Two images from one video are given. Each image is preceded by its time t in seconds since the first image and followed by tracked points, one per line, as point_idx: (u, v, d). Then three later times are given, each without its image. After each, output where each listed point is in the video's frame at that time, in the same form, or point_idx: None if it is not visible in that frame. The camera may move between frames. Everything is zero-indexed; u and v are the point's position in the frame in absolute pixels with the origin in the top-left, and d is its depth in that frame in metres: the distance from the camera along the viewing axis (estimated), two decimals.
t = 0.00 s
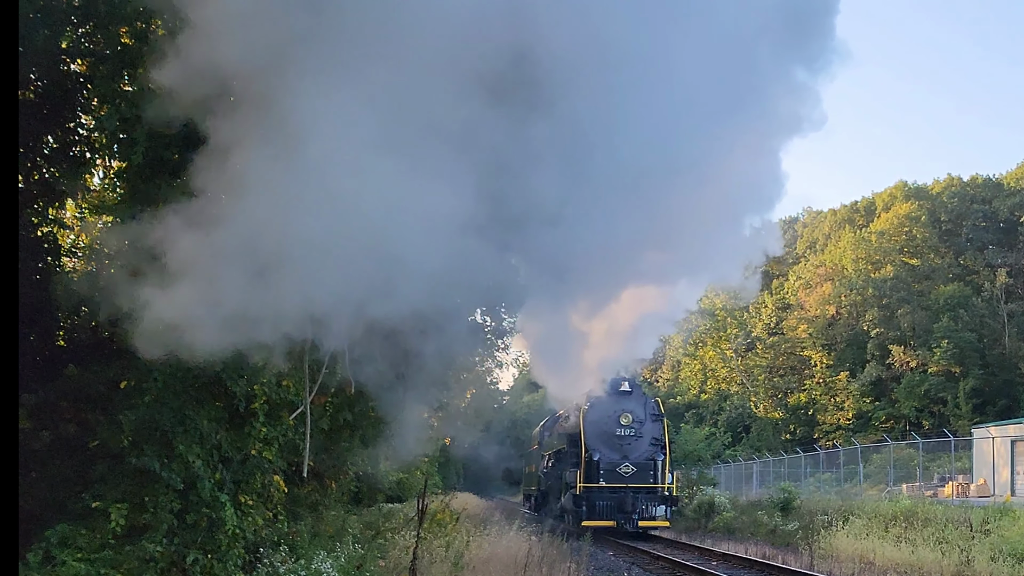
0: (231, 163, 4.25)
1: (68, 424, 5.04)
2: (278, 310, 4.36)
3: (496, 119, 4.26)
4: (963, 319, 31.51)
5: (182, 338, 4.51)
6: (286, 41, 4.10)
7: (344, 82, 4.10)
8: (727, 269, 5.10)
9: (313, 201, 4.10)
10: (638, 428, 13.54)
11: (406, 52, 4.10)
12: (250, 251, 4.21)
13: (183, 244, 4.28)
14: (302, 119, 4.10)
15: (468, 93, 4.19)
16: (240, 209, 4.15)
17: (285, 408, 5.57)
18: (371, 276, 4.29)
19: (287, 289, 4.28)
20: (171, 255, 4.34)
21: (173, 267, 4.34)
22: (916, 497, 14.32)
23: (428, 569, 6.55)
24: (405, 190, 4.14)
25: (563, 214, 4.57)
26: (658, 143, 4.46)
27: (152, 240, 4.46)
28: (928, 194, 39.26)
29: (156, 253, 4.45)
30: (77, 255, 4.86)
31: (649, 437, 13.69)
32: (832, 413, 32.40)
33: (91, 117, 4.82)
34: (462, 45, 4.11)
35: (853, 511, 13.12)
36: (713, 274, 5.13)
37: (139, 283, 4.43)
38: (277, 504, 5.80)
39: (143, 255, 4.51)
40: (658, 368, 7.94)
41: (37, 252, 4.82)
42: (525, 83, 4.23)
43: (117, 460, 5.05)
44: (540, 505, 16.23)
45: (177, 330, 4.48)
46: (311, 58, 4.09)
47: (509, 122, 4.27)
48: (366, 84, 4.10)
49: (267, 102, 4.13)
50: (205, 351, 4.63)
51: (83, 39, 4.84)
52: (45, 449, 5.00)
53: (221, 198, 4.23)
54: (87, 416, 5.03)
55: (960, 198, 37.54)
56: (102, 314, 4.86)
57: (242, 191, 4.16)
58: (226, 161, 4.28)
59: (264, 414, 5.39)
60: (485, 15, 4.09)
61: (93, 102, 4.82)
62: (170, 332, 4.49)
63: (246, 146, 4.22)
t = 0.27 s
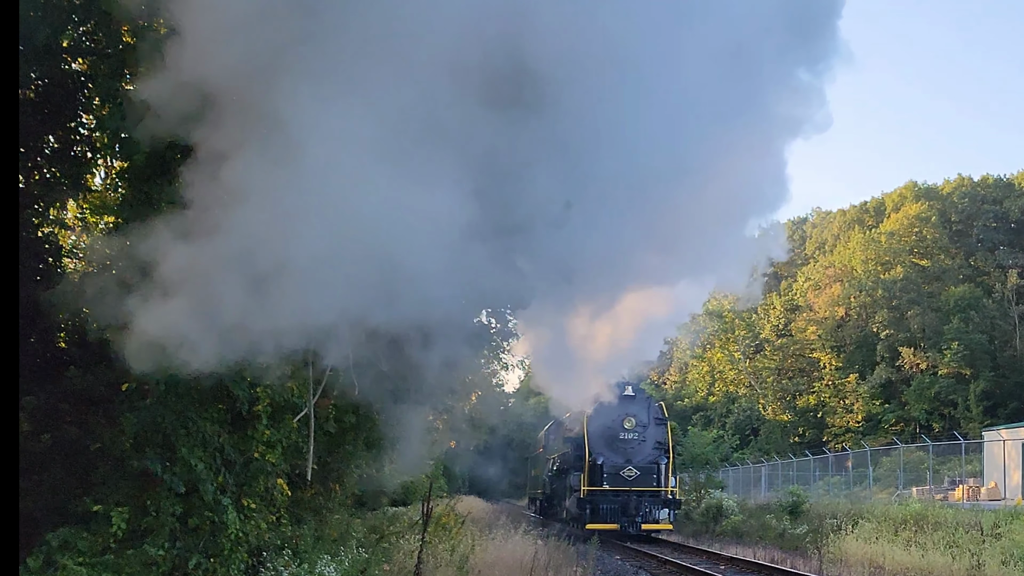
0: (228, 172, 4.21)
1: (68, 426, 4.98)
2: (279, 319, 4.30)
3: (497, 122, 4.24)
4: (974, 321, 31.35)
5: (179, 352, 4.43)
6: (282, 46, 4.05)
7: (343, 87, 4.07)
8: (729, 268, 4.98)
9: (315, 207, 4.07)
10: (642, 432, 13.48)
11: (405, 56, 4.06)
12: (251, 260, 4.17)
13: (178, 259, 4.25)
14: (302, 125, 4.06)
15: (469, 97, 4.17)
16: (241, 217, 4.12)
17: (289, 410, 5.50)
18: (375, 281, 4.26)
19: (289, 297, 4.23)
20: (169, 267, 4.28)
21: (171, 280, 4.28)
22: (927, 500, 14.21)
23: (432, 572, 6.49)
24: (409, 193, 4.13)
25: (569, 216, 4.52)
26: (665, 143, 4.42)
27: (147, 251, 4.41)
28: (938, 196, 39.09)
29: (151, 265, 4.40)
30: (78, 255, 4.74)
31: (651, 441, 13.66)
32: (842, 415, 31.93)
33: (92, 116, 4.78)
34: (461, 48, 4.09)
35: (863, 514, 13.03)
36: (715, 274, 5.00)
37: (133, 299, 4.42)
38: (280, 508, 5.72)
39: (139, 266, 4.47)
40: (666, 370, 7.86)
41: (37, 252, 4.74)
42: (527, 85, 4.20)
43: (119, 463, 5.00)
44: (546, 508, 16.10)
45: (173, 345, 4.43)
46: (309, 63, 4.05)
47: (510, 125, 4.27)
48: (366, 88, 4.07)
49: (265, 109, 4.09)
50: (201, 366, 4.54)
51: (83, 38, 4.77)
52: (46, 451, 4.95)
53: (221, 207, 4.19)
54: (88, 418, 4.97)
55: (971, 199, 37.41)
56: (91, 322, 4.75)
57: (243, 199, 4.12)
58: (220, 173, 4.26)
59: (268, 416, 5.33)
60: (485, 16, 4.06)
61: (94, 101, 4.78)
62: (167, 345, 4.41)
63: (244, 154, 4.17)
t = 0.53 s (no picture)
0: (226, 176, 4.13)
1: (69, 429, 4.90)
2: (281, 326, 4.26)
3: (502, 124, 4.20)
4: (985, 322, 30.85)
5: (181, 359, 4.39)
6: (282, 48, 4.00)
7: (345, 89, 4.03)
8: (732, 270, 4.92)
9: (318, 210, 4.02)
10: (646, 436, 13.34)
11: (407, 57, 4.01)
12: (255, 266, 4.12)
13: (175, 268, 4.21)
14: (301, 129, 4.01)
15: (473, 99, 4.14)
16: (243, 222, 4.07)
17: (293, 413, 5.45)
18: (379, 285, 4.22)
19: (293, 302, 4.20)
20: (168, 273, 4.22)
21: (172, 287, 4.22)
22: (937, 503, 14.05)
23: None
24: (411, 197, 4.09)
25: (575, 218, 4.49)
26: (671, 144, 4.37)
27: (144, 259, 4.32)
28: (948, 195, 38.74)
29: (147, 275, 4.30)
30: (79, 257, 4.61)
31: (656, 444, 13.54)
32: (851, 418, 31.83)
33: (93, 115, 4.71)
34: (465, 50, 4.06)
35: (873, 518, 12.90)
36: (719, 277, 4.96)
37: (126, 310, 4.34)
38: (283, 512, 5.65)
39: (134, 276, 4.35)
40: (675, 370, 7.78)
41: (36, 253, 4.60)
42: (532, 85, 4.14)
43: (120, 466, 4.95)
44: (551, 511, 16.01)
45: (171, 355, 4.38)
46: (310, 65, 4.00)
47: (517, 126, 4.21)
48: (369, 90, 4.03)
49: (266, 113, 4.04)
50: (203, 374, 4.49)
51: (85, 36, 4.65)
52: (46, 454, 4.87)
53: (221, 212, 4.14)
54: (89, 421, 4.89)
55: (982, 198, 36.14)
56: (86, 336, 4.61)
57: (244, 203, 4.06)
58: (215, 181, 4.20)
59: (271, 419, 5.28)
60: (489, 18, 4.03)
61: (96, 100, 4.68)
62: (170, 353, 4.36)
63: (243, 158, 4.10)
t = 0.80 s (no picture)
0: (223, 185, 4.05)
1: (70, 432, 4.82)
2: (280, 335, 4.21)
3: (502, 129, 4.24)
4: (997, 323, 30.69)
5: (179, 373, 4.28)
6: (279, 55, 3.98)
7: (345, 94, 4.02)
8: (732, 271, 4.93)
9: (321, 218, 3.99)
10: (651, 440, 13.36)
11: (407, 62, 4.02)
12: (256, 275, 4.06)
13: (168, 278, 4.12)
14: (297, 134, 3.99)
15: (473, 104, 4.17)
16: (240, 230, 4.01)
17: (297, 417, 5.39)
18: (380, 290, 4.19)
19: (295, 310, 4.15)
20: (165, 287, 4.12)
21: (165, 298, 4.12)
22: (947, 507, 13.93)
23: None
24: (411, 199, 4.08)
25: (579, 221, 4.53)
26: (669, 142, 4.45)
27: (134, 270, 4.21)
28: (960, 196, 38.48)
29: (139, 287, 4.18)
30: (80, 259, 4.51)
31: (660, 449, 13.53)
32: (860, 420, 31.53)
33: (94, 114, 4.60)
34: (461, 57, 4.10)
35: (882, 521, 12.80)
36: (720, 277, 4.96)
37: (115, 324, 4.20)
38: (286, 516, 5.60)
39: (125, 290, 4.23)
40: (683, 372, 7.73)
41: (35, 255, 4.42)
42: (532, 90, 4.18)
43: (121, 469, 4.91)
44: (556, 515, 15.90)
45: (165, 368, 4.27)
46: (309, 71, 3.99)
47: (517, 131, 4.25)
48: (370, 96, 4.03)
49: (264, 120, 4.00)
50: (199, 387, 4.39)
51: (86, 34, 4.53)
52: (47, 457, 4.82)
53: (219, 221, 4.06)
54: (92, 424, 4.81)
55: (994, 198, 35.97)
56: (79, 351, 4.48)
57: (243, 213, 4.02)
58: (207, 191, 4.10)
59: (274, 422, 5.24)
60: (492, 20, 4.05)
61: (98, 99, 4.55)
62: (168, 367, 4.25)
63: (237, 165, 4.03)
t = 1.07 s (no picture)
0: (221, 193, 4.01)
1: (72, 435, 4.75)
2: (280, 341, 4.19)
3: (501, 133, 4.22)
4: (1008, 325, 29.66)
5: (177, 381, 4.27)
6: (273, 60, 3.95)
7: (341, 98, 3.99)
8: (734, 270, 4.86)
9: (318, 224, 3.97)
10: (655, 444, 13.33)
11: (403, 66, 3.98)
12: (255, 281, 4.04)
13: (166, 287, 4.09)
14: (291, 138, 3.95)
15: (473, 107, 4.15)
16: (237, 238, 3.99)
17: (302, 418, 5.29)
18: (379, 295, 4.17)
19: (296, 316, 4.14)
20: (163, 296, 4.08)
21: (162, 307, 4.09)
22: (958, 511, 13.79)
23: None
24: (410, 203, 4.06)
25: (585, 219, 4.43)
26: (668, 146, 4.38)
27: (131, 278, 4.20)
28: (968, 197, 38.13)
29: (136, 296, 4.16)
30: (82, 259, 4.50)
31: (665, 453, 13.50)
32: (870, 423, 31.49)
33: (95, 113, 4.47)
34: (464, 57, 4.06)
35: (893, 526, 12.68)
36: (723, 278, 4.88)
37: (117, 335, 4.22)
38: (290, 518, 5.54)
39: (124, 298, 4.20)
40: (690, 374, 7.65)
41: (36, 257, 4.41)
42: (535, 92, 4.13)
43: (123, 472, 4.86)
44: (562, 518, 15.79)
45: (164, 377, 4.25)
46: (304, 75, 3.95)
47: (516, 134, 4.23)
48: (367, 100, 4.00)
49: (260, 126, 3.97)
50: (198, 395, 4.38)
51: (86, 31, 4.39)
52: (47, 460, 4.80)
53: (216, 228, 4.02)
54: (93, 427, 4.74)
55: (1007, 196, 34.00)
56: (78, 359, 4.41)
57: (239, 220, 3.99)
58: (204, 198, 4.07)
59: (277, 424, 5.14)
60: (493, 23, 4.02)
61: (98, 97, 4.41)
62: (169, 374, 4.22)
63: (233, 171, 4.00)
